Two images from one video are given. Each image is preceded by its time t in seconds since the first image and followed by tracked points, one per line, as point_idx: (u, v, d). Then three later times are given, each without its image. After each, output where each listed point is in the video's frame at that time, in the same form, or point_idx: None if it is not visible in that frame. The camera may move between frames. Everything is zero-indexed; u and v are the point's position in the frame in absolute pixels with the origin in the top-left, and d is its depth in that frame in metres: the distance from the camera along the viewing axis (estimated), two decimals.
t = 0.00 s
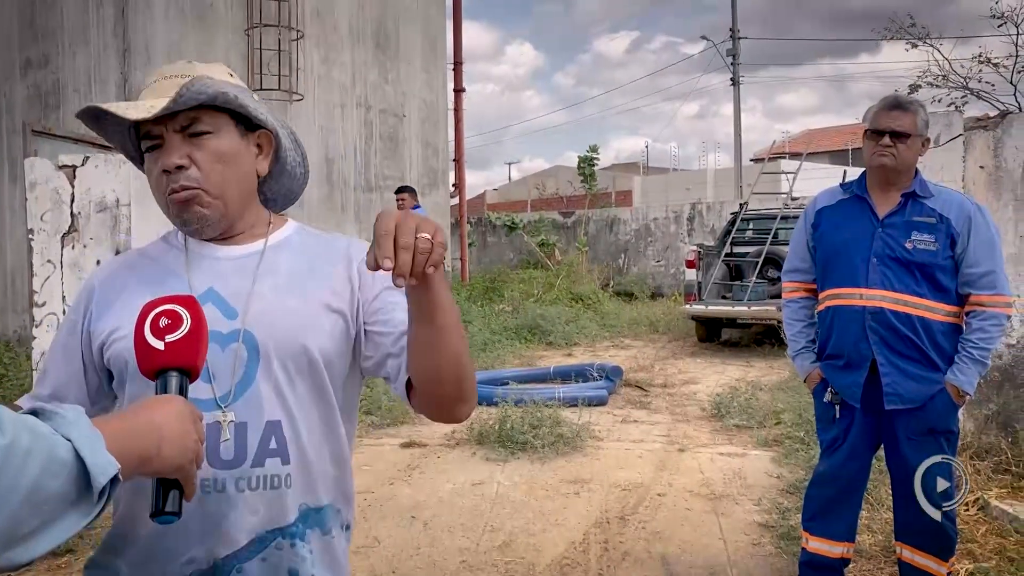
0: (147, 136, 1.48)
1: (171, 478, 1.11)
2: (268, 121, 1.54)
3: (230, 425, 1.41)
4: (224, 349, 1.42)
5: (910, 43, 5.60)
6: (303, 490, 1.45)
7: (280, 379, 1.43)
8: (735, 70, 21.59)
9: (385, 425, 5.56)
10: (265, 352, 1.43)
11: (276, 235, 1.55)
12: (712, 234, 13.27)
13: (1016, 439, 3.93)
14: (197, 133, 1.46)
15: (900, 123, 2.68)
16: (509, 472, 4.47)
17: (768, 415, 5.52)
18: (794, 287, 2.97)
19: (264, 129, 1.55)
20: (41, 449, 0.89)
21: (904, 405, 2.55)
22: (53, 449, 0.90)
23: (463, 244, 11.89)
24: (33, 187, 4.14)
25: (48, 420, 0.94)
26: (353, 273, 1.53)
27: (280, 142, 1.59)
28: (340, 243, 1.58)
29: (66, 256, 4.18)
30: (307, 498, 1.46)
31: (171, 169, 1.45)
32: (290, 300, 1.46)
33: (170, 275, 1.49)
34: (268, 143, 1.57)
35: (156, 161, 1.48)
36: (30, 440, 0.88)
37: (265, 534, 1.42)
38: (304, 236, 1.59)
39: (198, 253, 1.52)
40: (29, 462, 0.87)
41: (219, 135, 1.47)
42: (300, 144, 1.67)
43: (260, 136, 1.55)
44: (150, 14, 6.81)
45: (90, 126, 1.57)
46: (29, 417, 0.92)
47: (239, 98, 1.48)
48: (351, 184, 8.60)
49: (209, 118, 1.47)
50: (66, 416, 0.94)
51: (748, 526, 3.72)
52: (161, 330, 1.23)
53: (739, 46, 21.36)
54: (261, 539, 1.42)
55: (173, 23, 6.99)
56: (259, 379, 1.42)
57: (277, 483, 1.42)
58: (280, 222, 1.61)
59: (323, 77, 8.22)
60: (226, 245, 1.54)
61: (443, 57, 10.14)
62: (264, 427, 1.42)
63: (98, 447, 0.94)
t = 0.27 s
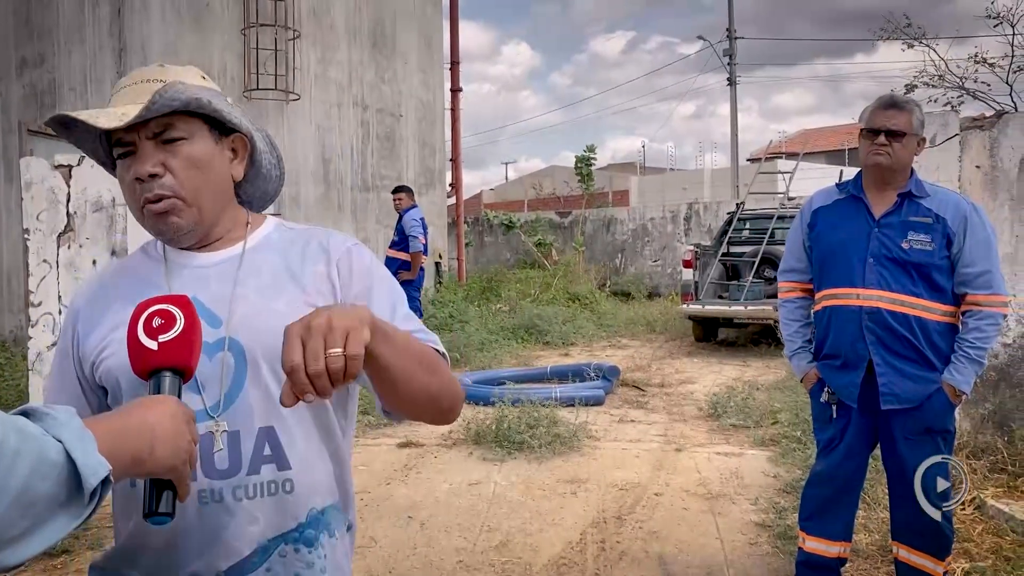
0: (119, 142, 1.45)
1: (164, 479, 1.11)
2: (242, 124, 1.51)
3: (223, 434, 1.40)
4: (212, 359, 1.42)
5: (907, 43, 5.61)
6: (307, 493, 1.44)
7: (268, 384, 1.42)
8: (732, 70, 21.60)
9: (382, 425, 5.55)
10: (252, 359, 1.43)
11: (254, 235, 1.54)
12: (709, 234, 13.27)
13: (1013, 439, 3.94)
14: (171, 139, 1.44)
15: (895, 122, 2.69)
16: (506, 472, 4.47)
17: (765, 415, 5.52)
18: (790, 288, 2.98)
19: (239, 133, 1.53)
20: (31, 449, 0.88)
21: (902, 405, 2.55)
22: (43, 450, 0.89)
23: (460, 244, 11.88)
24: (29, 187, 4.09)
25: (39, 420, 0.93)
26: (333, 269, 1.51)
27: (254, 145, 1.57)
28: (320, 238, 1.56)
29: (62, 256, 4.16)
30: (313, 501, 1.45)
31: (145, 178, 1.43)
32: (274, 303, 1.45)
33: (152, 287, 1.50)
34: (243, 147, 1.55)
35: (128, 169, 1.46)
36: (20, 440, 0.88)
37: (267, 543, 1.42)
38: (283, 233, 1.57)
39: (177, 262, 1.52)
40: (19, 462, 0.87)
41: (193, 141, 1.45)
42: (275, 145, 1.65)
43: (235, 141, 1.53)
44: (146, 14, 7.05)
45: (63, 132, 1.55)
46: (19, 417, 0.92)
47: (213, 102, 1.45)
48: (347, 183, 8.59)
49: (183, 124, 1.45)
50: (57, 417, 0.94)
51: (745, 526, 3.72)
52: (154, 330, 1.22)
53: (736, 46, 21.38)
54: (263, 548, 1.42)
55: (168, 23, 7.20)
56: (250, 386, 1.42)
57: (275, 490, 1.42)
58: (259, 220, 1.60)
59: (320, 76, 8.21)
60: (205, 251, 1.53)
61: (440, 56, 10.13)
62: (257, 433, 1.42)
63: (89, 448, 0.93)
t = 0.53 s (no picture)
0: (121, 136, 1.45)
1: (161, 481, 1.11)
2: (246, 127, 1.50)
3: (216, 440, 1.40)
4: (206, 365, 1.41)
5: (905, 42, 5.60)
6: (301, 500, 1.45)
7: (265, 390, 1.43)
8: (730, 70, 21.62)
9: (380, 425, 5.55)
10: (246, 365, 1.42)
11: (251, 237, 1.54)
12: (706, 234, 13.28)
13: (1010, 439, 3.95)
14: (174, 137, 1.44)
15: (892, 122, 2.69)
16: (504, 472, 4.47)
17: (763, 414, 5.52)
18: (788, 288, 2.98)
19: (241, 134, 1.52)
20: (27, 452, 0.88)
21: (900, 404, 2.55)
22: (39, 452, 0.89)
23: (457, 244, 11.87)
24: (26, 187, 4.09)
25: (35, 422, 0.93)
26: (330, 275, 1.51)
27: (256, 146, 1.55)
28: (316, 242, 1.56)
29: (60, 256, 4.14)
30: (307, 508, 1.46)
31: (144, 174, 1.42)
32: (270, 310, 1.45)
33: (148, 287, 1.49)
34: (246, 149, 1.54)
35: (128, 164, 1.45)
36: (16, 442, 0.88)
37: (261, 549, 1.43)
38: (279, 235, 1.58)
39: (171, 263, 1.52)
40: (15, 465, 0.86)
41: (195, 140, 1.45)
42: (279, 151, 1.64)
43: (237, 142, 1.52)
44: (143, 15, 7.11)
45: (67, 124, 1.55)
46: (15, 419, 0.92)
47: (219, 103, 1.44)
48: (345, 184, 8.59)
49: (187, 122, 1.44)
50: (53, 420, 0.93)
51: (744, 526, 3.72)
52: (152, 331, 1.22)
53: (734, 45, 21.39)
54: (257, 555, 1.43)
55: (166, 23, 7.18)
56: (245, 392, 1.42)
57: (268, 497, 1.42)
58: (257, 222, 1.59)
59: (318, 77, 8.20)
60: (202, 252, 1.52)
61: (437, 57, 10.13)
62: (252, 439, 1.42)
63: (85, 450, 0.93)
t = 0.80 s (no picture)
0: (157, 128, 1.47)
1: (163, 484, 1.11)
2: (282, 132, 1.54)
3: (209, 439, 1.40)
4: (209, 363, 1.41)
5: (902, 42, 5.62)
6: (285, 505, 1.46)
7: (261, 394, 1.43)
8: (728, 70, 21.63)
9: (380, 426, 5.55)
10: (248, 368, 1.42)
11: (270, 241, 1.54)
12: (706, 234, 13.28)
13: (1010, 438, 3.95)
14: (211, 135, 1.46)
15: (891, 123, 2.69)
16: (504, 473, 4.47)
17: (763, 414, 5.52)
18: (787, 288, 2.98)
19: (276, 138, 1.55)
20: (29, 454, 0.88)
21: (899, 404, 2.56)
22: (42, 454, 0.89)
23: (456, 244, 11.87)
24: (26, 189, 4.10)
25: (37, 424, 0.93)
26: (343, 288, 1.51)
27: (289, 153, 1.60)
28: (329, 253, 1.57)
29: (59, 257, 4.15)
30: (290, 513, 1.46)
31: (177, 168, 1.44)
32: (278, 315, 1.45)
33: (158, 277, 1.48)
34: (278, 153, 1.58)
35: (160, 155, 1.47)
36: (19, 444, 0.88)
37: (243, 552, 1.43)
38: (296, 242, 1.58)
39: (182, 254, 1.51)
40: (17, 467, 0.86)
41: (231, 140, 1.47)
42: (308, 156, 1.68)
43: (271, 146, 1.56)
44: (143, 16, 7.10)
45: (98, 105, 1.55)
46: (18, 421, 0.92)
47: (259, 107, 1.48)
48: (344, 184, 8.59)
49: (225, 122, 1.47)
50: (56, 422, 0.93)
51: (744, 526, 3.72)
52: (155, 332, 1.22)
53: (733, 45, 21.41)
54: (238, 556, 1.43)
55: (165, 23, 7.18)
56: (241, 395, 1.42)
57: (254, 500, 1.42)
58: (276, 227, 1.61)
59: (317, 77, 8.20)
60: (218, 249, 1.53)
61: (436, 58, 10.14)
62: (243, 442, 1.42)
63: (88, 451, 0.93)
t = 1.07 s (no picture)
0: (160, 119, 1.50)
1: (164, 484, 1.12)
2: (285, 136, 1.53)
3: (215, 437, 1.40)
4: (220, 359, 1.42)
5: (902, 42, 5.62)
6: (286, 506, 1.46)
7: (270, 395, 1.43)
8: (728, 71, 21.63)
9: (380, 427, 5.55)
10: (260, 369, 1.43)
11: (281, 246, 1.56)
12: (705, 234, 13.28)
13: (1009, 438, 3.95)
14: (205, 130, 1.47)
15: (890, 124, 2.70)
16: (504, 473, 4.47)
17: (762, 415, 5.53)
18: (785, 289, 2.99)
19: (281, 142, 1.55)
20: (31, 457, 0.89)
21: (899, 405, 2.56)
22: (43, 457, 0.89)
23: (456, 245, 11.87)
24: (25, 191, 4.10)
25: (38, 427, 0.94)
26: (351, 296, 1.54)
27: (296, 158, 1.59)
28: (336, 262, 1.59)
29: (59, 259, 4.15)
30: (290, 513, 1.47)
31: (168, 157, 1.45)
32: (290, 318, 1.46)
33: (170, 272, 1.49)
34: (283, 157, 1.57)
35: (160, 147, 1.49)
36: (21, 447, 0.88)
37: (245, 550, 1.43)
38: (305, 249, 1.60)
39: (195, 254, 1.52)
40: (19, 470, 0.87)
41: (224, 136, 1.47)
42: (322, 164, 1.68)
43: (275, 149, 1.56)
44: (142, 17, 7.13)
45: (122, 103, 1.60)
46: (19, 424, 0.92)
47: (256, 106, 1.48)
48: (344, 185, 8.59)
49: (220, 118, 1.47)
50: (57, 424, 0.94)
51: (743, 526, 3.73)
52: (155, 334, 1.23)
53: (732, 46, 21.42)
54: (240, 553, 1.43)
55: (164, 24, 7.18)
56: (251, 395, 1.42)
57: (258, 499, 1.42)
58: (284, 232, 1.62)
59: (317, 79, 8.20)
60: (223, 247, 1.53)
61: (435, 59, 10.14)
62: (250, 442, 1.43)
63: (89, 453, 0.94)
